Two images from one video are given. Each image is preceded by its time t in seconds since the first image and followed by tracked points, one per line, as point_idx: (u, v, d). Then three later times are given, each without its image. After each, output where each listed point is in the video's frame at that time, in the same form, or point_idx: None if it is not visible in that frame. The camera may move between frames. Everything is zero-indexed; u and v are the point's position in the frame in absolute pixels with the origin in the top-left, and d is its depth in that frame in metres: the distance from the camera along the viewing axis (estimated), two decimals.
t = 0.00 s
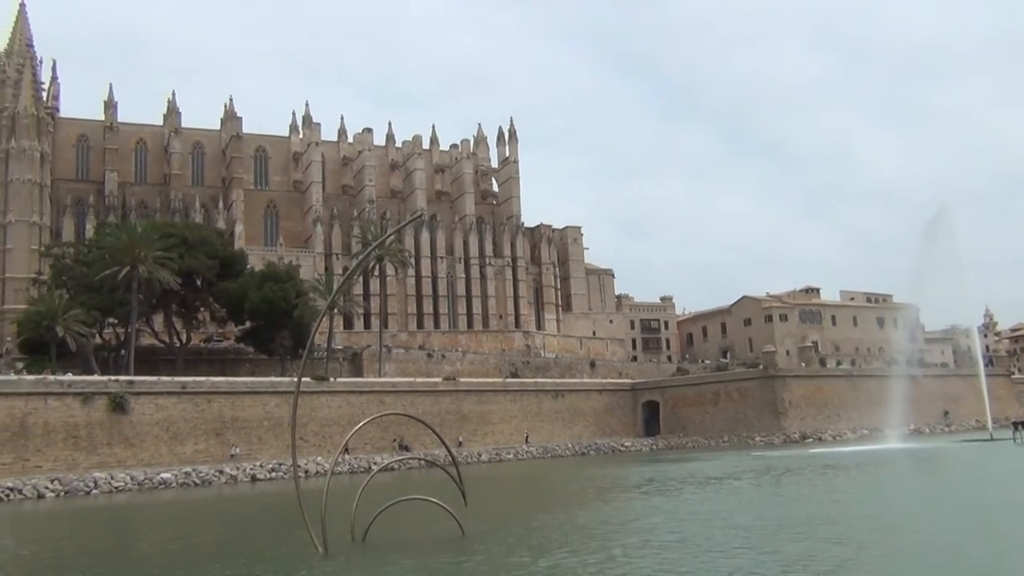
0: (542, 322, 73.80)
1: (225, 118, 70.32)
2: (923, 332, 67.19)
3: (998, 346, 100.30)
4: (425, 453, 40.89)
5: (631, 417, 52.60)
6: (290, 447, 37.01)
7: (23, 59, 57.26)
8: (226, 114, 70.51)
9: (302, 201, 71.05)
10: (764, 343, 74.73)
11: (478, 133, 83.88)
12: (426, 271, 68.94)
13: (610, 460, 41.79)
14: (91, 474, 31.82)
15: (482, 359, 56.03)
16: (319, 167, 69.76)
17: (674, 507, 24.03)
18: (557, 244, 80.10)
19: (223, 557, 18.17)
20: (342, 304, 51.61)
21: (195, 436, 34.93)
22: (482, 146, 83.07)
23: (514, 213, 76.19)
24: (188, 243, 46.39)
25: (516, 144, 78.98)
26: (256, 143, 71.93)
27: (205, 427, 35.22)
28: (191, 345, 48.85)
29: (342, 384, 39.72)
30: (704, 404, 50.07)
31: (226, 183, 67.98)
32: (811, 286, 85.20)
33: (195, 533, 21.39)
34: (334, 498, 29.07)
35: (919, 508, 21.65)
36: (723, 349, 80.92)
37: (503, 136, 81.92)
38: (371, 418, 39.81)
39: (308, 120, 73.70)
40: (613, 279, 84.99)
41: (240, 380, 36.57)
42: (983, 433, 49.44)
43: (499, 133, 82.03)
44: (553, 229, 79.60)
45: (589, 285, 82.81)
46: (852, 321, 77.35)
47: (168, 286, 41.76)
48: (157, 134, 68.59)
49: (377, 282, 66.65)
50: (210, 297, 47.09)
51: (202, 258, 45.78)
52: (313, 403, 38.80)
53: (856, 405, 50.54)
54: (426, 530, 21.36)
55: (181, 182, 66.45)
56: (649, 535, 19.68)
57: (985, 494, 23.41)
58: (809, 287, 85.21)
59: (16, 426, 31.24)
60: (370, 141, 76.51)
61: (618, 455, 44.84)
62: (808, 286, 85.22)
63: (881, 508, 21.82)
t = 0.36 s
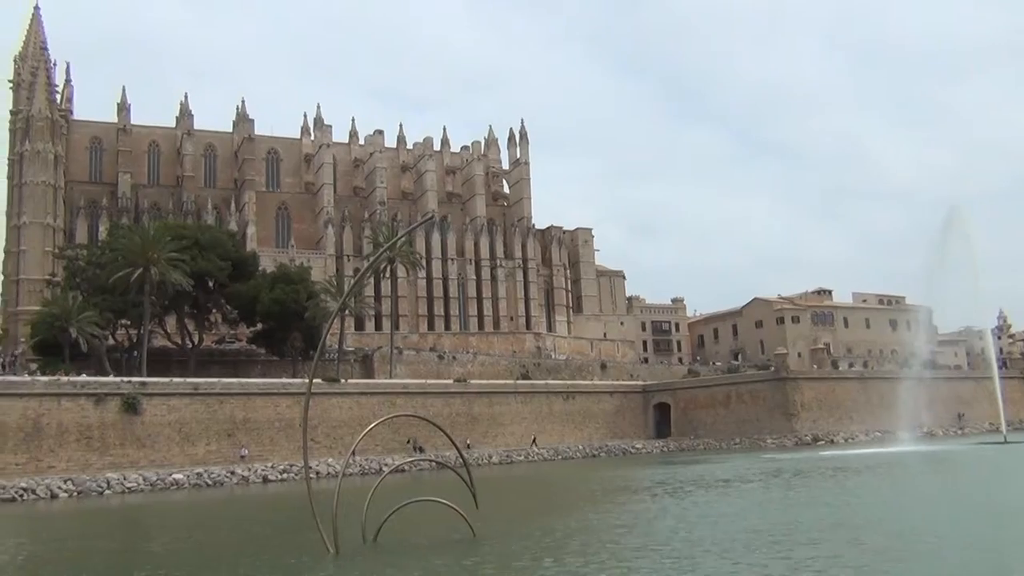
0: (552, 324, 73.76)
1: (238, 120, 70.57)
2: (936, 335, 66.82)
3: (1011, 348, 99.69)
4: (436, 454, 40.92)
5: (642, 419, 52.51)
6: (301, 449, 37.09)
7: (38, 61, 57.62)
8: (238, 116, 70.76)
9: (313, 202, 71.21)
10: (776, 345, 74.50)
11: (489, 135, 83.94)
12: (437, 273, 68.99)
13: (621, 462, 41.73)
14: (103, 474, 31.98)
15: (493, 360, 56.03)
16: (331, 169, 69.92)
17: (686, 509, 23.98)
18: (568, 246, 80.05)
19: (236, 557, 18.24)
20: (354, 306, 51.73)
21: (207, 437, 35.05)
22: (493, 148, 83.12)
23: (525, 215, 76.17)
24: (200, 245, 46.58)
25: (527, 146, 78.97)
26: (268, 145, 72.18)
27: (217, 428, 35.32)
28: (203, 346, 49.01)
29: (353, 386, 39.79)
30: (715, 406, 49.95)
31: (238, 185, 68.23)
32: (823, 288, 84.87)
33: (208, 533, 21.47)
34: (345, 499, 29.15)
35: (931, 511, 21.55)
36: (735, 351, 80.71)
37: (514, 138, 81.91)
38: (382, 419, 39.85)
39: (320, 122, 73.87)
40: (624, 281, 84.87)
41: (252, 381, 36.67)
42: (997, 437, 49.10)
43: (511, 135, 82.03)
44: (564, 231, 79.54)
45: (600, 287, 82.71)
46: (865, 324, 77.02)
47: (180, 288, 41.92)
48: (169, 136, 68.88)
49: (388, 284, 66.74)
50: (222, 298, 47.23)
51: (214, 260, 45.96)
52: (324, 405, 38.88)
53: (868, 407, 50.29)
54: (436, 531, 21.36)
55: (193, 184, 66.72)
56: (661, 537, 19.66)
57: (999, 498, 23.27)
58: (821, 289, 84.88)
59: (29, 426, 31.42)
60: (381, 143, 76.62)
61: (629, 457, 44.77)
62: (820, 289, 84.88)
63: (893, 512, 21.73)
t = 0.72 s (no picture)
0: (564, 326, 73.73)
1: (250, 123, 70.83)
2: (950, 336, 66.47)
3: None
4: (448, 456, 40.95)
5: (655, 421, 52.43)
6: (313, 450, 37.18)
7: (52, 66, 57.99)
8: (251, 119, 71.02)
9: (325, 205, 71.39)
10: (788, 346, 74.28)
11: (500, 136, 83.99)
12: (449, 274, 69.07)
13: (633, 464, 41.67)
14: (118, 475, 32.14)
15: (505, 362, 56.02)
16: (342, 171, 70.07)
17: (699, 511, 23.93)
18: (579, 247, 80.01)
19: (248, 559, 18.30)
20: (366, 307, 51.84)
21: (220, 438, 35.19)
22: (504, 149, 83.18)
23: (536, 216, 76.15)
24: (213, 248, 46.78)
25: (538, 147, 78.97)
26: (280, 147, 72.44)
27: (230, 430, 35.45)
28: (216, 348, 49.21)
29: (365, 387, 39.86)
30: (727, 407, 49.85)
31: (251, 188, 68.49)
32: (836, 289, 84.52)
33: (220, 534, 21.57)
34: (358, 500, 29.23)
35: (946, 513, 21.43)
36: (747, 353, 80.50)
37: (526, 139, 81.91)
38: (394, 421, 39.92)
39: (331, 125, 74.08)
40: (635, 282, 84.74)
41: (264, 383, 36.78)
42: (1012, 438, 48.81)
43: (522, 136, 82.05)
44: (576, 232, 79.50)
45: (611, 288, 82.57)
46: (878, 324, 76.68)
47: (193, 290, 42.10)
48: (182, 139, 69.19)
49: (400, 285, 66.86)
50: (235, 301, 47.39)
51: (227, 262, 46.15)
52: (336, 406, 38.96)
53: (882, 409, 50.05)
54: (448, 533, 21.37)
55: (206, 187, 67.02)
56: (673, 539, 19.64)
57: (1014, 500, 23.13)
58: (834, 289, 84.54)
59: (44, 428, 31.60)
60: (393, 145, 76.75)
61: (641, 459, 44.71)
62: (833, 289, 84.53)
63: (907, 513, 21.63)
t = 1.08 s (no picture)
0: (578, 326, 73.69)
1: (264, 126, 71.13)
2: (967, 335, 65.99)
3: None
4: (462, 456, 40.99)
5: (669, 421, 52.35)
6: (328, 450, 37.30)
7: (67, 70, 58.37)
8: (265, 121, 71.31)
9: (339, 206, 71.58)
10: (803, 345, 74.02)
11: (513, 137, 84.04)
12: (462, 275, 69.12)
13: (647, 464, 41.63)
14: (134, 477, 32.32)
15: (519, 362, 56.02)
16: (356, 173, 70.27)
17: (714, 512, 23.91)
18: (593, 247, 79.95)
19: (265, 559, 18.39)
20: (380, 309, 51.97)
21: (236, 440, 35.33)
22: (517, 150, 83.23)
23: (550, 216, 76.12)
24: (228, 250, 47.02)
25: (551, 148, 78.95)
26: (294, 150, 72.74)
27: (246, 431, 35.59)
28: (231, 349, 49.43)
29: (380, 388, 39.96)
30: (743, 408, 49.68)
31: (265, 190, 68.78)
32: (852, 288, 84.09)
33: (236, 535, 21.66)
34: (373, 500, 29.32)
35: (963, 514, 21.34)
36: (762, 353, 80.23)
37: (539, 139, 81.91)
38: (408, 421, 39.98)
39: (345, 127, 74.30)
40: (649, 282, 84.62)
41: (279, 384, 36.90)
42: None
43: (535, 137, 82.09)
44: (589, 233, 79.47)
45: (625, 289, 82.45)
46: (895, 324, 76.24)
47: (208, 292, 42.31)
48: (197, 142, 69.55)
49: (414, 286, 66.97)
50: (250, 302, 47.57)
51: (242, 264, 46.37)
52: (350, 407, 39.06)
53: (898, 409, 49.77)
54: (464, 534, 21.41)
55: (220, 190, 67.34)
56: (687, 539, 19.64)
57: None
58: (849, 289, 84.10)
59: (61, 429, 31.81)
60: (406, 146, 76.95)
61: (656, 459, 44.61)
62: (848, 289, 84.10)
63: (924, 514, 21.56)
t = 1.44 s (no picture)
0: (593, 325, 73.60)
1: (279, 126, 71.40)
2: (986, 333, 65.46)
3: None
4: (478, 455, 41.01)
5: (684, 420, 52.24)
6: (345, 450, 37.41)
7: (85, 72, 58.77)
8: (280, 122, 71.57)
9: (354, 206, 71.73)
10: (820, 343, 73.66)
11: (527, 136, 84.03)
12: (477, 274, 69.17)
13: (663, 463, 41.55)
14: (153, 476, 32.53)
15: (535, 361, 55.99)
16: (370, 173, 70.44)
17: (731, 511, 23.84)
18: (608, 245, 79.85)
19: (283, 558, 18.45)
20: (395, 308, 52.10)
21: (253, 439, 35.48)
22: (532, 149, 83.22)
23: (564, 215, 76.05)
24: (244, 250, 47.23)
25: (565, 146, 78.87)
26: (309, 150, 73.01)
27: (263, 430, 35.74)
28: (248, 349, 49.64)
29: (396, 387, 40.05)
30: (760, 406, 49.48)
31: (280, 190, 69.06)
32: (869, 286, 83.58)
33: (254, 534, 21.73)
34: (389, 499, 29.38)
35: (982, 514, 21.19)
36: (778, 351, 79.91)
37: (553, 139, 81.89)
38: (424, 420, 40.03)
39: (359, 127, 74.49)
40: (664, 280, 84.44)
41: (296, 384, 37.03)
42: None
43: (549, 136, 82.05)
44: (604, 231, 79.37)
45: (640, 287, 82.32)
46: (912, 321, 75.73)
47: (225, 292, 42.51)
48: (213, 143, 69.89)
49: (429, 285, 67.05)
50: (266, 302, 47.76)
51: (258, 264, 46.59)
52: (366, 407, 39.15)
53: (916, 406, 49.44)
54: (480, 533, 21.41)
55: (236, 190, 67.63)
56: (704, 539, 19.59)
57: None
58: (867, 287, 83.60)
59: (81, 429, 32.05)
60: (420, 146, 77.09)
61: (672, 458, 44.50)
62: (865, 286, 83.61)
63: (943, 513, 21.42)
